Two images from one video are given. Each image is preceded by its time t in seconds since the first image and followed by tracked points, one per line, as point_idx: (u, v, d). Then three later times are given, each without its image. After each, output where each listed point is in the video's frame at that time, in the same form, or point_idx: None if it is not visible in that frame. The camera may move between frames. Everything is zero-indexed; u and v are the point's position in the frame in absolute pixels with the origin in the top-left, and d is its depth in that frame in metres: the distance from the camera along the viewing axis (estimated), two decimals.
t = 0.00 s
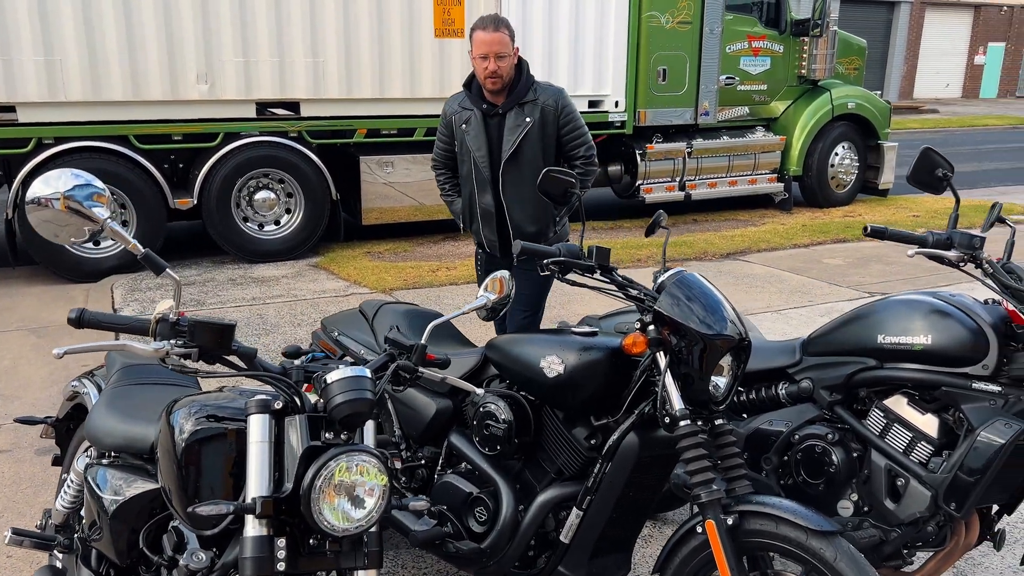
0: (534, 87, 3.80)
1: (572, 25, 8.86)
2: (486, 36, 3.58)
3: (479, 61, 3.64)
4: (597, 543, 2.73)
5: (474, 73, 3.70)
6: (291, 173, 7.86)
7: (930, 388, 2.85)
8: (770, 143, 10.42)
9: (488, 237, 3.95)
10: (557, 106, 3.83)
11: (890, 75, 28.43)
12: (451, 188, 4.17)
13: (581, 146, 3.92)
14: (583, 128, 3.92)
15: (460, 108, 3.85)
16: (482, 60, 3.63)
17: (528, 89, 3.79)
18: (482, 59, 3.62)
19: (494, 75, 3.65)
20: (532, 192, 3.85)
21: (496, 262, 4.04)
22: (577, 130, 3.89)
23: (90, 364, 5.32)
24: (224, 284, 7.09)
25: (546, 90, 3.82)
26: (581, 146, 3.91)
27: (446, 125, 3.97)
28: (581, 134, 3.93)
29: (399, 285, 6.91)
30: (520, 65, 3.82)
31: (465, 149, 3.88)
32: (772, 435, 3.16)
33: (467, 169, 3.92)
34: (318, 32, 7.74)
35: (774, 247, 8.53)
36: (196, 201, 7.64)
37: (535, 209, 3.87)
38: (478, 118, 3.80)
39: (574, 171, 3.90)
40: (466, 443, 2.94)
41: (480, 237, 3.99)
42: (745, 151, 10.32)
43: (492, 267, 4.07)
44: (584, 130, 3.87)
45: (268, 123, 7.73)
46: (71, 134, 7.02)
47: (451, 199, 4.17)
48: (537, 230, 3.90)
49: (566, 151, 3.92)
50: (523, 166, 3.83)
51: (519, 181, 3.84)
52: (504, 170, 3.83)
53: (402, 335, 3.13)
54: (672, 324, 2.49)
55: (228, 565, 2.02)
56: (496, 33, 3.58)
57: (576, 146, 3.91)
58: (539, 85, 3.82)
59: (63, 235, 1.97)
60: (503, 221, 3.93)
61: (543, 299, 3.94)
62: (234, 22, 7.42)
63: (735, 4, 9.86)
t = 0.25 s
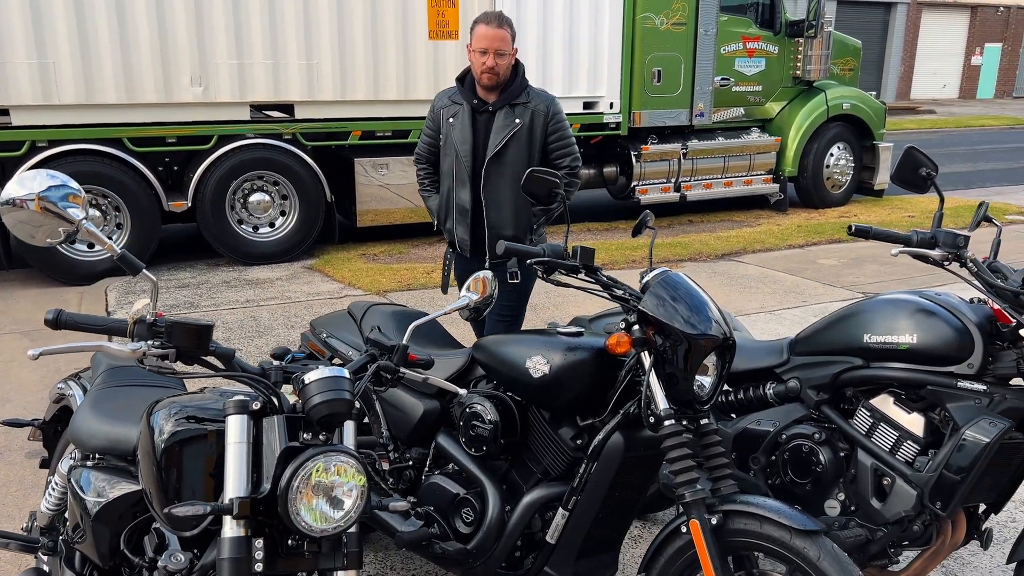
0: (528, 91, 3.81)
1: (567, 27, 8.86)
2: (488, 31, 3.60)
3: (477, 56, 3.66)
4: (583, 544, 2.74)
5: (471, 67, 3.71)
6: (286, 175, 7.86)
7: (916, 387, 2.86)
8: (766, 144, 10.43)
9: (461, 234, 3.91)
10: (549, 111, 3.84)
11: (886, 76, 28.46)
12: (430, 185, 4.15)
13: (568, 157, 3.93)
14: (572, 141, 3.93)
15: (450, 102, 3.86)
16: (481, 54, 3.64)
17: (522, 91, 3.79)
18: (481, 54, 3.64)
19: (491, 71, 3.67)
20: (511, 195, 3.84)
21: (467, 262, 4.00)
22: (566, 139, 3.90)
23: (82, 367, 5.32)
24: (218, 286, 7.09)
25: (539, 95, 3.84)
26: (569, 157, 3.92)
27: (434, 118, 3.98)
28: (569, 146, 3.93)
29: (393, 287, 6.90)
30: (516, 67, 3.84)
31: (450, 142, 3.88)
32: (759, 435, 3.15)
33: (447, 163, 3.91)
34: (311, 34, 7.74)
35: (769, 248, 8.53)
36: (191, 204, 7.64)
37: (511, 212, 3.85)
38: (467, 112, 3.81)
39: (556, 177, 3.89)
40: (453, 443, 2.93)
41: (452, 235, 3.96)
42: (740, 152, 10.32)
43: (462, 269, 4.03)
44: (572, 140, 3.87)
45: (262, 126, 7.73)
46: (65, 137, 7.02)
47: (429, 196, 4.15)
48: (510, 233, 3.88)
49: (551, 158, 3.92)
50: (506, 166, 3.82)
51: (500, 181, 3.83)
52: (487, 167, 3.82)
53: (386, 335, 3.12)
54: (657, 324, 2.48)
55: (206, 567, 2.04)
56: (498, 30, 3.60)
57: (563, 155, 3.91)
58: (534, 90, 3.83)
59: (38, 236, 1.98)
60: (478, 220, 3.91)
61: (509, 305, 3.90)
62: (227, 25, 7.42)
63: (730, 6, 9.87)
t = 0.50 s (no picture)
0: (526, 93, 3.82)
1: (564, 29, 8.87)
2: (490, 29, 3.60)
3: (477, 54, 3.66)
4: (577, 545, 2.74)
5: (470, 66, 3.71)
6: (284, 178, 7.86)
7: (910, 388, 2.86)
8: (764, 145, 10.43)
9: (450, 234, 3.89)
10: (547, 114, 3.84)
11: (885, 78, 28.48)
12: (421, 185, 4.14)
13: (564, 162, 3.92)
14: (569, 146, 3.92)
15: (447, 99, 3.87)
16: (481, 53, 3.65)
17: (520, 92, 3.80)
18: (481, 53, 3.64)
19: (490, 70, 3.67)
20: (504, 196, 3.83)
21: (455, 264, 3.98)
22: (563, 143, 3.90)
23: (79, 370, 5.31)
24: (216, 289, 7.09)
25: (537, 97, 3.84)
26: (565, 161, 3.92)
27: (430, 116, 3.98)
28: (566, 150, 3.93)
29: (391, 289, 6.90)
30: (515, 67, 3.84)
31: (445, 140, 3.87)
32: (754, 435, 3.16)
33: (440, 161, 3.90)
34: (309, 37, 7.74)
35: (767, 249, 8.53)
36: (189, 206, 7.64)
37: (503, 213, 3.84)
38: (463, 109, 3.82)
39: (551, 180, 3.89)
40: (448, 445, 2.93)
41: (441, 235, 3.94)
42: (739, 153, 10.33)
43: (449, 271, 4.00)
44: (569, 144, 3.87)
45: (260, 129, 7.74)
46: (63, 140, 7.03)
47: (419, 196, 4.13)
48: (500, 234, 3.86)
49: (546, 162, 3.92)
50: (500, 167, 3.82)
51: (494, 181, 3.83)
52: (482, 166, 3.82)
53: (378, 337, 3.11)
54: (651, 326, 2.47)
55: (197, 569, 2.03)
56: (499, 29, 3.60)
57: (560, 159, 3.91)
58: (532, 93, 3.84)
59: (27, 238, 1.99)
60: (469, 220, 3.90)
61: (498, 308, 3.89)
62: (225, 28, 7.42)
63: (728, 7, 9.89)
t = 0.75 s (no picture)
0: (520, 95, 3.85)
1: (563, 32, 8.88)
2: (485, 30, 3.62)
3: (472, 55, 3.67)
4: (574, 548, 2.74)
5: (464, 67, 3.71)
6: (283, 181, 7.86)
7: (907, 390, 2.86)
8: (763, 148, 10.43)
9: (445, 238, 3.87)
10: (541, 116, 3.87)
11: (884, 80, 28.50)
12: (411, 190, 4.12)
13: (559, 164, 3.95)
14: (562, 148, 3.95)
15: (440, 103, 3.87)
16: (476, 54, 3.66)
17: (514, 95, 3.82)
18: (477, 53, 3.65)
19: (485, 71, 3.68)
20: (501, 199, 3.83)
21: (449, 269, 3.96)
22: (556, 145, 3.93)
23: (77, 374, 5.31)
24: (215, 293, 7.09)
25: (530, 100, 3.87)
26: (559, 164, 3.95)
27: (421, 120, 3.97)
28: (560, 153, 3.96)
29: (390, 293, 6.91)
30: (507, 71, 3.87)
31: (437, 143, 3.87)
32: (751, 438, 3.16)
33: (434, 164, 3.89)
34: (307, 40, 7.75)
35: (766, 252, 8.53)
36: (188, 210, 7.64)
37: (500, 216, 3.84)
38: (457, 112, 3.82)
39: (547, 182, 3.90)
40: (445, 448, 2.93)
41: (435, 239, 3.92)
42: (737, 156, 10.33)
43: (444, 276, 3.98)
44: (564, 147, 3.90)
45: (259, 133, 7.75)
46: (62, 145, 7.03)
47: (410, 201, 4.10)
48: (497, 238, 3.86)
49: (541, 164, 3.94)
50: (496, 170, 3.83)
51: (490, 185, 3.83)
52: (478, 169, 3.82)
53: (374, 340, 3.11)
54: (647, 328, 2.48)
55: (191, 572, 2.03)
56: (494, 29, 3.62)
57: (554, 161, 3.94)
58: (525, 95, 3.86)
59: (22, 243, 1.99)
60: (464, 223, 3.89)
61: (496, 311, 3.90)
62: (223, 32, 7.43)
63: (725, 10, 9.90)
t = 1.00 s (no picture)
0: (508, 97, 3.87)
1: (561, 34, 8.89)
2: (477, 33, 3.63)
3: (463, 59, 3.66)
4: (573, 550, 2.74)
5: (454, 71, 3.71)
6: (282, 184, 7.86)
7: (905, 391, 2.86)
8: (762, 150, 10.43)
9: (440, 243, 3.85)
10: (529, 119, 3.90)
11: (883, 83, 28.54)
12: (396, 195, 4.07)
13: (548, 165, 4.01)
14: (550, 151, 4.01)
15: (428, 106, 3.84)
16: (467, 57, 3.66)
17: (503, 98, 3.85)
18: (468, 57, 3.65)
19: (476, 74, 3.68)
20: (496, 202, 3.85)
21: (444, 274, 3.94)
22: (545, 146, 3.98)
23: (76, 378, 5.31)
24: (215, 296, 7.09)
25: (519, 102, 3.90)
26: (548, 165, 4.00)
27: (406, 125, 3.93)
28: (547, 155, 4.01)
29: (389, 296, 6.90)
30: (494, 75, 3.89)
31: (427, 147, 3.84)
32: (750, 440, 3.16)
33: (425, 169, 3.86)
34: (306, 44, 7.76)
35: (765, 254, 8.53)
36: (187, 213, 7.64)
37: (496, 219, 3.86)
38: (448, 116, 3.80)
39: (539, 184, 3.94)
40: (443, 451, 2.92)
41: (429, 245, 3.89)
42: (736, 158, 10.33)
43: (439, 282, 3.96)
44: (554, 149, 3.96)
45: (258, 136, 7.75)
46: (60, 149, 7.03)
47: (397, 207, 4.05)
48: (494, 241, 3.87)
49: (531, 166, 3.98)
50: (490, 174, 3.84)
51: (485, 188, 3.84)
52: (473, 173, 3.83)
53: (372, 343, 3.11)
54: (645, 330, 2.48)
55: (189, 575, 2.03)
56: (484, 33, 3.63)
57: (543, 163, 3.99)
58: (513, 98, 3.89)
59: (20, 246, 1.99)
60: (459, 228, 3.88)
61: (495, 315, 3.93)
62: (222, 35, 7.44)
63: (724, 13, 9.92)
